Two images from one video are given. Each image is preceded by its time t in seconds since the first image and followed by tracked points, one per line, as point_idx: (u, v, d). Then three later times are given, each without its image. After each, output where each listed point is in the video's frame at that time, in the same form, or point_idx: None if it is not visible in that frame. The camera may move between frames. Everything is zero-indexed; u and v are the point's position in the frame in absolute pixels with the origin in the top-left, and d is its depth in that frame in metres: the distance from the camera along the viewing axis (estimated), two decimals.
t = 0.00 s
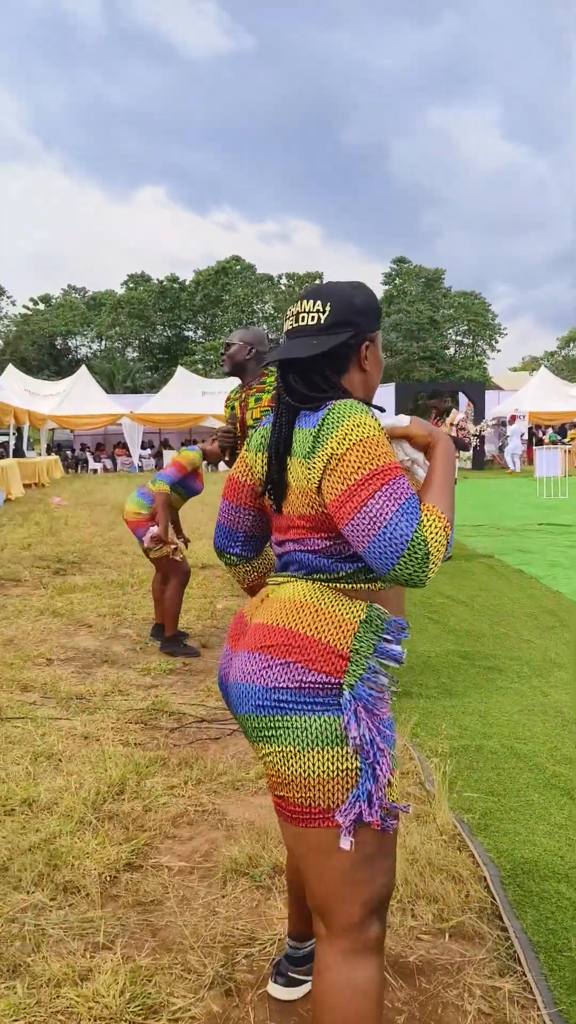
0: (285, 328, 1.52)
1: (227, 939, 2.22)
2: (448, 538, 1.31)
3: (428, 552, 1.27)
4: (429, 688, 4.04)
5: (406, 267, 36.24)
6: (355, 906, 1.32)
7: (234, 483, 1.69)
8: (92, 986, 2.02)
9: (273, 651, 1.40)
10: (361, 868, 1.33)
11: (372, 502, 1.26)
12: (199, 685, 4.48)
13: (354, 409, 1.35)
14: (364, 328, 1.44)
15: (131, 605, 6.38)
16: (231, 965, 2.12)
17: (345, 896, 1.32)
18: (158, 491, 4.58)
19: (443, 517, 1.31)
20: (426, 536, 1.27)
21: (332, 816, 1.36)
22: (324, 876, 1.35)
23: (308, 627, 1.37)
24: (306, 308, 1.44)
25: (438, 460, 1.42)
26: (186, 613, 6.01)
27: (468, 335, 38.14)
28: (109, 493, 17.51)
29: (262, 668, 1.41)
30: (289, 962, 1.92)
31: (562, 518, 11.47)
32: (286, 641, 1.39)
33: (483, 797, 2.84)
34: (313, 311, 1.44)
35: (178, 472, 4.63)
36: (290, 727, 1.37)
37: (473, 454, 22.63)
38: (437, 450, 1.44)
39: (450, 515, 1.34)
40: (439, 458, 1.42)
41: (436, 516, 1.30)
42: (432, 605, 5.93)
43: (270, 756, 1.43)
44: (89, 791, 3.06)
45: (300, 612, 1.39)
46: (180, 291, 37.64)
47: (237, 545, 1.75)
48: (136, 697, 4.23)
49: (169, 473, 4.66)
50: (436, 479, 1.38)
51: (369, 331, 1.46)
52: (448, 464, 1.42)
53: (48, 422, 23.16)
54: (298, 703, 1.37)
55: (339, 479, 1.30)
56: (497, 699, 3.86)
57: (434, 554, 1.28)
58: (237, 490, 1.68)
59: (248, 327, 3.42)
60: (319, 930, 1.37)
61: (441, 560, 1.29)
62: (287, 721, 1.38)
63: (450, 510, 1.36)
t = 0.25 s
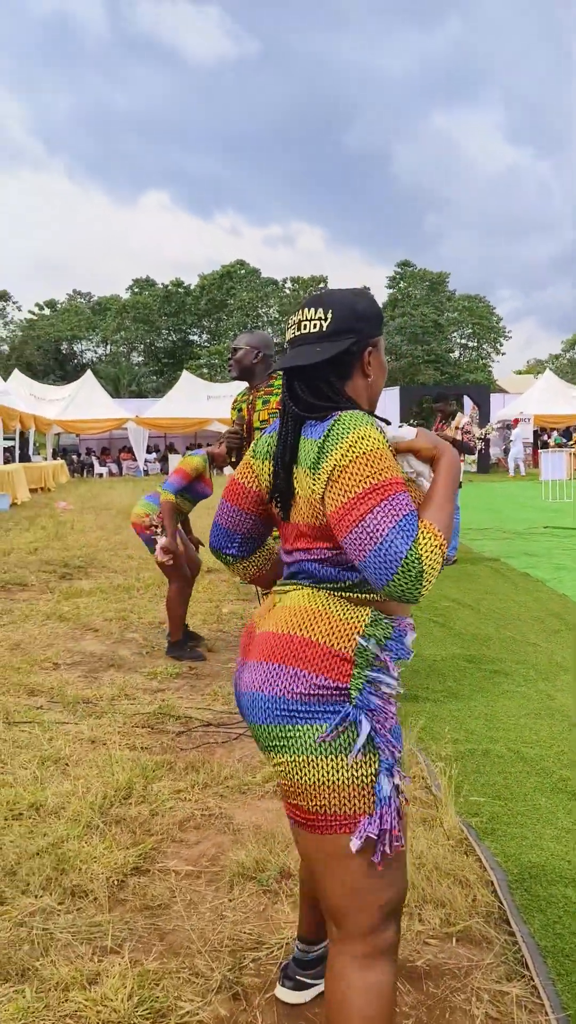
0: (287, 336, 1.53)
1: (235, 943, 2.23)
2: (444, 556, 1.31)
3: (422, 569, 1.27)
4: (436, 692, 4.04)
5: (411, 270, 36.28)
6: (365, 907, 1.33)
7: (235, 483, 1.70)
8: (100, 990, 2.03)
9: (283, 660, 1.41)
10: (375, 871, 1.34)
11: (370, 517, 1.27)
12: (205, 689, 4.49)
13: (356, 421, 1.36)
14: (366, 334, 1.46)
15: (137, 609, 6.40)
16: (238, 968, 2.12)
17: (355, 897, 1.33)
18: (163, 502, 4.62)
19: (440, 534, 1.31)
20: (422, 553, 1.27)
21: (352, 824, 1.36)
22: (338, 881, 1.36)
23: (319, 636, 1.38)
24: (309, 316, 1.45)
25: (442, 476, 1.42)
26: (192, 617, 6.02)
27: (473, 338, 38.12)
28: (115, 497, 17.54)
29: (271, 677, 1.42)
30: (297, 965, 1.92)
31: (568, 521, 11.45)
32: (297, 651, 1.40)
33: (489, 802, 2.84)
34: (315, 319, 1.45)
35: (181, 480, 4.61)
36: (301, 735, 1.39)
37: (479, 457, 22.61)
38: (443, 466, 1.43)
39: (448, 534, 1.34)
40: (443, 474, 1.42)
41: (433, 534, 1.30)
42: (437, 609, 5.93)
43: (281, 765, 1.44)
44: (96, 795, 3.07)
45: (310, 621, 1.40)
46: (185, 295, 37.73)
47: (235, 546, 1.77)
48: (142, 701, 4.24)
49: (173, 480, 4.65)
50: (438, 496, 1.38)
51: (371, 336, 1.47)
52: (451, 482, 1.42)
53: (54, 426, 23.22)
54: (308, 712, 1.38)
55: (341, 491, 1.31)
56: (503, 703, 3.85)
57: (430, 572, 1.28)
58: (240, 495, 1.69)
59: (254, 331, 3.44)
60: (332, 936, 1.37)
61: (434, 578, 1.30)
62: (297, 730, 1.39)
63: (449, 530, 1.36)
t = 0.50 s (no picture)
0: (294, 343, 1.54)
1: (241, 947, 2.23)
2: (438, 558, 1.29)
3: (409, 568, 1.26)
4: (440, 696, 4.04)
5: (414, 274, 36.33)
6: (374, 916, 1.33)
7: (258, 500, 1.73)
8: (106, 994, 2.03)
9: (286, 665, 1.42)
10: (383, 884, 1.34)
11: (363, 510, 1.27)
12: (209, 693, 4.49)
13: (359, 420, 1.37)
14: (371, 338, 1.46)
15: (141, 613, 6.41)
16: (244, 972, 2.13)
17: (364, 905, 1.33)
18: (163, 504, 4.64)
19: (436, 535, 1.30)
20: (413, 550, 1.26)
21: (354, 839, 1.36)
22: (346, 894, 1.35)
23: (321, 642, 1.39)
24: (313, 324, 1.46)
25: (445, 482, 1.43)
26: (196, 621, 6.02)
27: (476, 341, 38.14)
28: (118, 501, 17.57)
29: (275, 678, 1.44)
30: (303, 972, 1.93)
31: (572, 525, 11.44)
32: (298, 656, 1.41)
33: (495, 805, 2.84)
34: (319, 326, 1.47)
35: (184, 487, 4.64)
36: (302, 741, 1.39)
37: (482, 461, 22.61)
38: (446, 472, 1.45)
39: (445, 536, 1.33)
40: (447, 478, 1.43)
41: (428, 534, 1.28)
42: (442, 612, 5.93)
43: (284, 772, 1.45)
44: (101, 799, 3.08)
45: (312, 627, 1.41)
46: (188, 299, 37.80)
47: (269, 566, 1.77)
48: (147, 705, 4.25)
49: (176, 487, 4.68)
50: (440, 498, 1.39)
51: (377, 340, 1.47)
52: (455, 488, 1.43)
53: (57, 431, 23.27)
54: (308, 717, 1.38)
55: (337, 486, 1.32)
56: (508, 707, 3.85)
57: (421, 570, 1.27)
58: (259, 512, 1.72)
59: (255, 337, 3.45)
60: (341, 949, 1.37)
61: (426, 579, 1.28)
62: (298, 735, 1.40)
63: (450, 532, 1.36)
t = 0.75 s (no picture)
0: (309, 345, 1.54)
1: (248, 950, 2.23)
2: (419, 591, 1.24)
3: (386, 593, 1.23)
4: (447, 699, 4.04)
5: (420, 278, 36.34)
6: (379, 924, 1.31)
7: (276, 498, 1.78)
8: (113, 996, 2.03)
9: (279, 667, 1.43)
10: (386, 889, 1.32)
11: (352, 526, 1.25)
12: (216, 696, 4.50)
13: (369, 432, 1.35)
14: (387, 341, 1.47)
15: (148, 616, 6.42)
16: (251, 975, 2.13)
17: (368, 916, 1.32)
18: (169, 504, 4.66)
19: (422, 567, 1.25)
20: (393, 578, 1.22)
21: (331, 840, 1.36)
22: (351, 897, 1.34)
23: (310, 649, 1.39)
24: (328, 328, 1.46)
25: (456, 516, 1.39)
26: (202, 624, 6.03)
27: (482, 345, 38.14)
28: (125, 504, 17.61)
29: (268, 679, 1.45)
30: (311, 974, 1.92)
31: None
32: (290, 660, 1.42)
33: (502, 809, 2.83)
34: (334, 329, 1.46)
35: (190, 487, 4.65)
36: (290, 743, 1.40)
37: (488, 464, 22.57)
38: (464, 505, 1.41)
39: (435, 571, 1.28)
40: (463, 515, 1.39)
41: (414, 564, 1.24)
42: (448, 615, 5.92)
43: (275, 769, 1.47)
44: (108, 802, 3.08)
45: (304, 633, 1.41)
46: (195, 303, 37.91)
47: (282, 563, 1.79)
48: (153, 708, 4.25)
49: (182, 487, 4.72)
50: (446, 532, 1.34)
51: (393, 342, 1.48)
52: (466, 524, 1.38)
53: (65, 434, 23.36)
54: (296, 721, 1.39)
55: (332, 497, 1.30)
56: (515, 710, 3.84)
57: (397, 600, 1.23)
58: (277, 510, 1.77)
59: (263, 342, 3.46)
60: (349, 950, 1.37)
61: (400, 607, 1.24)
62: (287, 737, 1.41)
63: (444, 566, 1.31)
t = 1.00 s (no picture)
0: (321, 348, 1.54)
1: (253, 951, 2.23)
2: (415, 609, 1.25)
3: (382, 605, 1.24)
4: (454, 701, 4.02)
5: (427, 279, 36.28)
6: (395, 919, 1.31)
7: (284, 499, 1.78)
8: (118, 998, 2.03)
9: (291, 676, 1.42)
10: (405, 888, 1.33)
11: (354, 536, 1.25)
12: (222, 698, 4.50)
13: (379, 440, 1.34)
14: (400, 346, 1.47)
15: (154, 618, 6.43)
16: (256, 977, 2.13)
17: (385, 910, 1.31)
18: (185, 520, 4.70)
19: (420, 586, 1.25)
20: (390, 594, 1.23)
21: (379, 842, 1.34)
22: (367, 897, 1.33)
23: (320, 655, 1.38)
24: (342, 330, 1.46)
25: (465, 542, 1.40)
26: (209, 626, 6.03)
27: (489, 346, 38.07)
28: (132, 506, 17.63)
29: (281, 689, 1.44)
30: (315, 975, 1.92)
31: None
32: (300, 669, 1.41)
33: (508, 811, 2.82)
34: (348, 331, 1.47)
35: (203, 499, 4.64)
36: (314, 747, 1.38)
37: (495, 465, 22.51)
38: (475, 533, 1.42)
39: (435, 590, 1.28)
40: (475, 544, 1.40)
41: (413, 582, 1.25)
42: (455, 617, 5.90)
43: (295, 779, 1.45)
44: (114, 804, 3.08)
45: (310, 640, 1.41)
46: (202, 305, 37.98)
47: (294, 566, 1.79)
48: (159, 710, 4.26)
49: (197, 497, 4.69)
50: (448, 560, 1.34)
51: (406, 347, 1.48)
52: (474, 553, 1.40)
53: (72, 436, 23.43)
54: (313, 728, 1.38)
55: (335, 504, 1.30)
56: (522, 713, 3.83)
57: (392, 615, 1.24)
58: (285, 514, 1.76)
59: (267, 344, 3.46)
60: (358, 950, 1.35)
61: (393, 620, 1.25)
62: (306, 745, 1.40)
63: (445, 589, 1.31)
